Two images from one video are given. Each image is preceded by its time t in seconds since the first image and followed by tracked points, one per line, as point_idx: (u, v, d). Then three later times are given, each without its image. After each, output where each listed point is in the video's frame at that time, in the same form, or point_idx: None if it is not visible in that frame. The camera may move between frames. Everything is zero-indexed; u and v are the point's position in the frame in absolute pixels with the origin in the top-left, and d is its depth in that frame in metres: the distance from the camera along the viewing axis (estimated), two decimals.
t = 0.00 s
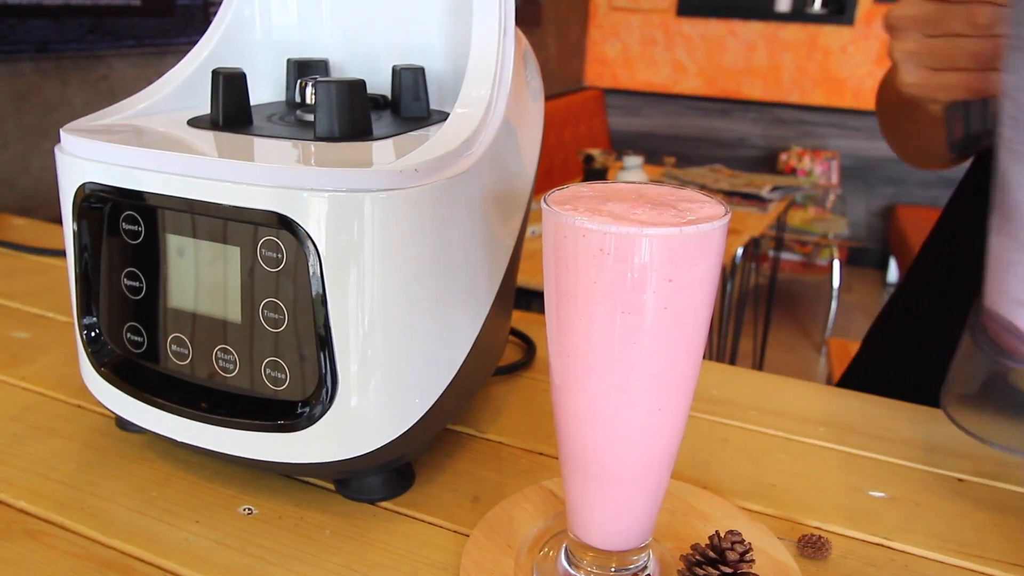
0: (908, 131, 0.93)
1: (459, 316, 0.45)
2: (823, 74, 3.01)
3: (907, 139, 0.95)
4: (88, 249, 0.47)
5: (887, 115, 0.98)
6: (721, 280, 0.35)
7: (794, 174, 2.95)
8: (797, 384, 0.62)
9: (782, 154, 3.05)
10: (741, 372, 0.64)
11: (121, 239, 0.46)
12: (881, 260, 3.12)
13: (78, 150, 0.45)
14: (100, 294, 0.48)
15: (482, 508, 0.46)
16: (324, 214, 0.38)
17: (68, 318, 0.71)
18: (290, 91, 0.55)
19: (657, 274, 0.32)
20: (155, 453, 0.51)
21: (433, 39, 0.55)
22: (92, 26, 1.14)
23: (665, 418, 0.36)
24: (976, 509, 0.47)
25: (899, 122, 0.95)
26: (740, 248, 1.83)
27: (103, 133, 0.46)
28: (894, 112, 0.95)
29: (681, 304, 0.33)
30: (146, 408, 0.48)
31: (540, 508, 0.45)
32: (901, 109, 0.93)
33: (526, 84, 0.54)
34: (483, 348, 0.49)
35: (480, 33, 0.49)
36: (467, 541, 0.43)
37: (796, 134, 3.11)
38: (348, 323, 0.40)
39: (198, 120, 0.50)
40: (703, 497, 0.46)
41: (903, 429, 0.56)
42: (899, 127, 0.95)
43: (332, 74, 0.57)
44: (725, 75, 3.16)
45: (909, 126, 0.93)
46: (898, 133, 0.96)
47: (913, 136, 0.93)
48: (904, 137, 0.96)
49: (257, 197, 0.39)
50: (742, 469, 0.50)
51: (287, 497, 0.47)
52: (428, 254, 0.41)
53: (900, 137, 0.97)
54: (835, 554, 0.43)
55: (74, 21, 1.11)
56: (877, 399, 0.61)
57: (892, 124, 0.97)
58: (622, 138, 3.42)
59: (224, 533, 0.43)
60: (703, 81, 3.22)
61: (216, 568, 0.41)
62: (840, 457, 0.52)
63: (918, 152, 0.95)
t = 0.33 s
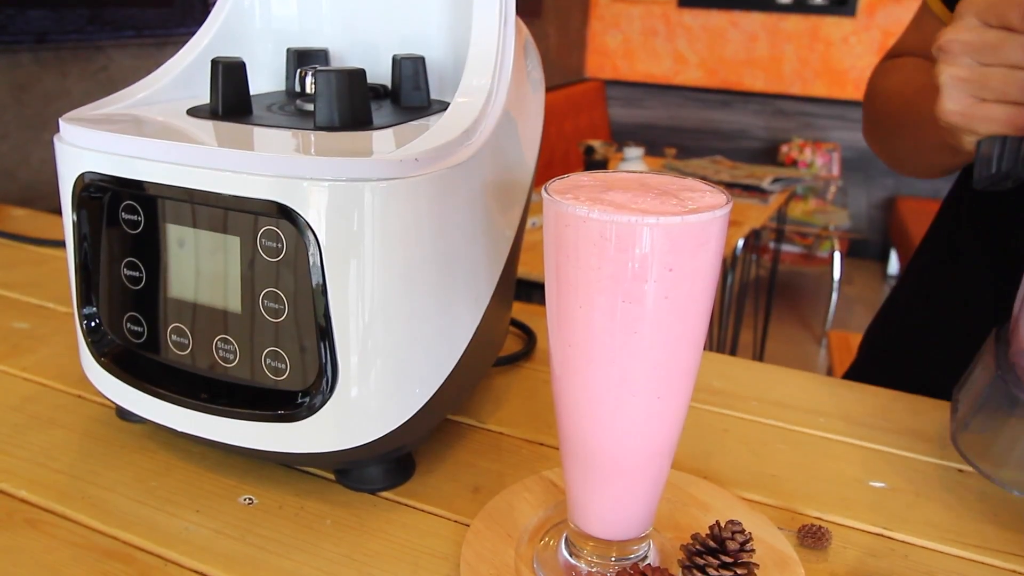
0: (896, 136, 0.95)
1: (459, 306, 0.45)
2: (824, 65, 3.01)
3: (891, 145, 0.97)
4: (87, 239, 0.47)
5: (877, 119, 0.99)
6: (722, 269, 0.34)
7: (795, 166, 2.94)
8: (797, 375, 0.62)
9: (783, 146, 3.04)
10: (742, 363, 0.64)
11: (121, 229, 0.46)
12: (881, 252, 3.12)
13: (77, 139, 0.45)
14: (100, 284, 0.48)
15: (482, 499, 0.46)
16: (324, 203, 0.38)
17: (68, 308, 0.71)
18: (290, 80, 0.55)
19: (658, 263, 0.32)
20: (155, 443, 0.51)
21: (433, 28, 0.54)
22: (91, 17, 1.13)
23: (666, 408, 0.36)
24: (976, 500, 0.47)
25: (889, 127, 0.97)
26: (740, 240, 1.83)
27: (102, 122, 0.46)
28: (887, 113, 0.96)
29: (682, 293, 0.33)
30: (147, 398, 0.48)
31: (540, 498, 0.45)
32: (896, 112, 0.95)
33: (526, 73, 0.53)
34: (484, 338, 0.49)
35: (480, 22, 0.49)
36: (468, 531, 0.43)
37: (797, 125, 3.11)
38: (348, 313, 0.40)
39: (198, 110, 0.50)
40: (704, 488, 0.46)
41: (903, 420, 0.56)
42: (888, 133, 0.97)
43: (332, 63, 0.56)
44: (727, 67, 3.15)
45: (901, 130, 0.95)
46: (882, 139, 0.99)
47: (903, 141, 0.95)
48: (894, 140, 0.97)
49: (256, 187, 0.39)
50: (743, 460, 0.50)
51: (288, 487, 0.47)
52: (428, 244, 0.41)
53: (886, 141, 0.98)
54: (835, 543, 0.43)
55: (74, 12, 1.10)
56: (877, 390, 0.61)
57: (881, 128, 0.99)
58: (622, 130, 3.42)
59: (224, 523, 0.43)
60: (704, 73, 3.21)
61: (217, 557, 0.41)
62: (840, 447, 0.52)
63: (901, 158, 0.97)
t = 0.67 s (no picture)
0: (878, 143, 0.87)
1: (458, 295, 0.45)
2: (825, 55, 3.00)
3: (872, 150, 0.89)
4: (86, 228, 0.47)
5: (856, 129, 0.91)
6: (722, 256, 0.34)
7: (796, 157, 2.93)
8: (798, 364, 0.62)
9: (784, 136, 3.04)
10: (742, 352, 0.64)
11: (120, 217, 0.45)
12: (881, 243, 3.11)
13: (75, 127, 0.45)
14: (99, 273, 0.48)
15: (483, 487, 0.46)
16: (323, 192, 0.38)
17: (68, 298, 0.71)
18: (290, 68, 0.54)
19: (659, 251, 0.32)
20: (155, 431, 0.51)
21: (432, 16, 0.54)
22: (89, 5, 1.12)
23: (666, 395, 0.36)
24: (976, 489, 0.47)
25: (872, 139, 0.88)
26: (740, 230, 1.83)
27: (100, 111, 0.46)
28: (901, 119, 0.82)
29: (682, 281, 0.33)
30: (146, 387, 0.48)
31: (541, 487, 0.45)
32: (880, 125, 0.85)
33: (526, 61, 0.53)
34: (484, 326, 0.49)
35: (480, 11, 0.49)
36: (467, 520, 0.43)
37: (797, 116, 3.10)
38: (348, 302, 0.40)
39: (197, 98, 0.49)
40: (705, 477, 0.46)
41: (904, 409, 0.56)
42: (872, 145, 0.88)
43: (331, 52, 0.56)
44: (727, 56, 3.14)
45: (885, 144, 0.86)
46: (863, 144, 0.90)
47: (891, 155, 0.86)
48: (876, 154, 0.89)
49: (256, 175, 0.39)
50: (743, 450, 0.50)
51: (287, 476, 0.47)
52: (428, 233, 0.41)
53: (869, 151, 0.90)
54: (834, 532, 0.43)
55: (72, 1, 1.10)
56: (878, 379, 0.61)
57: (861, 138, 0.90)
58: (622, 121, 3.41)
59: (224, 512, 0.43)
60: (705, 63, 3.19)
61: (217, 546, 0.41)
62: (839, 437, 0.52)
63: (883, 165, 0.89)
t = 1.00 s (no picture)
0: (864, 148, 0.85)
1: (458, 286, 0.44)
2: (826, 45, 2.98)
3: (856, 156, 0.87)
4: (85, 217, 0.47)
5: (840, 135, 0.89)
6: (722, 245, 0.34)
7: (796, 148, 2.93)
8: (798, 355, 0.62)
9: (785, 128, 3.03)
10: (743, 343, 0.64)
11: (120, 207, 0.45)
12: (881, 235, 3.11)
13: (74, 116, 0.44)
14: (99, 263, 0.48)
15: (483, 477, 0.46)
16: (323, 181, 0.38)
17: (68, 288, 0.71)
18: (289, 57, 0.54)
19: (660, 240, 0.32)
20: (155, 421, 0.51)
21: (432, 5, 0.54)
22: None
23: (666, 384, 0.36)
24: (977, 479, 0.47)
25: (853, 148, 0.87)
26: (740, 221, 1.83)
27: (99, 99, 0.46)
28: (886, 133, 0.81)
29: (682, 270, 0.33)
30: (145, 377, 0.48)
31: (540, 477, 0.45)
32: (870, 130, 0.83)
33: (526, 50, 0.53)
34: (484, 317, 0.49)
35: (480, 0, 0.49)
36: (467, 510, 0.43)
37: (798, 107, 3.09)
38: (348, 291, 0.40)
39: (197, 87, 0.49)
40: (705, 466, 0.46)
41: (904, 400, 0.56)
42: (859, 152, 0.87)
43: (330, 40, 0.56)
44: (728, 47, 3.14)
45: (872, 149, 0.84)
46: (848, 150, 0.89)
47: (871, 164, 0.86)
48: (857, 161, 0.88)
49: (255, 164, 0.39)
50: (743, 440, 0.50)
51: (288, 466, 0.47)
52: (427, 223, 0.41)
53: (849, 157, 0.89)
54: (834, 522, 0.43)
55: None
56: (878, 369, 0.61)
57: (841, 143, 0.90)
58: (622, 112, 3.40)
59: (224, 501, 0.44)
60: (706, 54, 3.19)
61: (217, 535, 0.41)
62: (839, 427, 0.52)
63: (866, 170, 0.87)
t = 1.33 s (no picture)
0: (852, 142, 0.85)
1: (458, 276, 0.44)
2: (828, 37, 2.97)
3: (844, 150, 0.87)
4: (85, 207, 0.47)
5: (827, 128, 0.89)
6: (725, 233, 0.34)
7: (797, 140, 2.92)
8: (799, 346, 0.62)
9: (786, 120, 3.02)
10: (743, 334, 0.64)
11: (120, 198, 0.45)
12: (881, 227, 3.11)
13: (74, 106, 0.44)
14: (99, 254, 0.48)
15: (484, 467, 0.46)
16: (324, 171, 0.38)
17: (68, 279, 0.71)
18: (289, 47, 0.54)
19: (661, 230, 0.32)
20: (155, 411, 0.51)
21: None
22: None
23: (668, 374, 0.36)
24: (977, 469, 0.47)
25: (841, 142, 0.87)
26: (740, 214, 1.83)
27: (98, 89, 0.45)
28: (877, 130, 0.81)
29: (683, 260, 0.33)
30: (146, 367, 0.48)
31: (541, 467, 0.45)
32: (860, 124, 0.83)
33: (525, 41, 0.53)
34: (484, 309, 0.49)
35: None
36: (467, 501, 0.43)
37: (799, 99, 3.09)
38: (348, 281, 0.40)
39: (196, 77, 0.49)
40: (706, 457, 0.46)
41: (905, 391, 0.56)
42: (846, 145, 0.86)
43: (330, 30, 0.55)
44: (729, 39, 3.13)
45: (863, 144, 0.83)
46: (835, 143, 0.88)
47: (859, 159, 0.85)
48: (845, 155, 0.87)
49: (255, 154, 0.39)
50: (743, 432, 0.50)
51: (287, 456, 0.47)
52: (427, 214, 0.40)
53: (836, 151, 0.88)
54: (834, 512, 0.43)
55: None
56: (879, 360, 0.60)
57: (828, 137, 0.89)
58: (623, 104, 3.39)
59: (224, 491, 0.44)
60: (707, 46, 3.18)
61: (218, 525, 0.41)
62: (839, 418, 0.52)
63: (854, 164, 0.87)
